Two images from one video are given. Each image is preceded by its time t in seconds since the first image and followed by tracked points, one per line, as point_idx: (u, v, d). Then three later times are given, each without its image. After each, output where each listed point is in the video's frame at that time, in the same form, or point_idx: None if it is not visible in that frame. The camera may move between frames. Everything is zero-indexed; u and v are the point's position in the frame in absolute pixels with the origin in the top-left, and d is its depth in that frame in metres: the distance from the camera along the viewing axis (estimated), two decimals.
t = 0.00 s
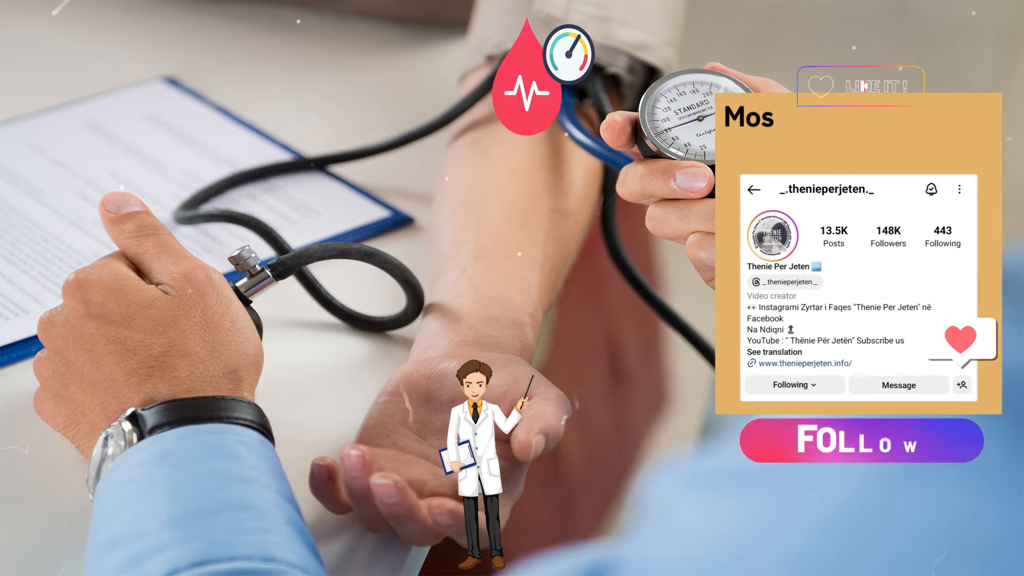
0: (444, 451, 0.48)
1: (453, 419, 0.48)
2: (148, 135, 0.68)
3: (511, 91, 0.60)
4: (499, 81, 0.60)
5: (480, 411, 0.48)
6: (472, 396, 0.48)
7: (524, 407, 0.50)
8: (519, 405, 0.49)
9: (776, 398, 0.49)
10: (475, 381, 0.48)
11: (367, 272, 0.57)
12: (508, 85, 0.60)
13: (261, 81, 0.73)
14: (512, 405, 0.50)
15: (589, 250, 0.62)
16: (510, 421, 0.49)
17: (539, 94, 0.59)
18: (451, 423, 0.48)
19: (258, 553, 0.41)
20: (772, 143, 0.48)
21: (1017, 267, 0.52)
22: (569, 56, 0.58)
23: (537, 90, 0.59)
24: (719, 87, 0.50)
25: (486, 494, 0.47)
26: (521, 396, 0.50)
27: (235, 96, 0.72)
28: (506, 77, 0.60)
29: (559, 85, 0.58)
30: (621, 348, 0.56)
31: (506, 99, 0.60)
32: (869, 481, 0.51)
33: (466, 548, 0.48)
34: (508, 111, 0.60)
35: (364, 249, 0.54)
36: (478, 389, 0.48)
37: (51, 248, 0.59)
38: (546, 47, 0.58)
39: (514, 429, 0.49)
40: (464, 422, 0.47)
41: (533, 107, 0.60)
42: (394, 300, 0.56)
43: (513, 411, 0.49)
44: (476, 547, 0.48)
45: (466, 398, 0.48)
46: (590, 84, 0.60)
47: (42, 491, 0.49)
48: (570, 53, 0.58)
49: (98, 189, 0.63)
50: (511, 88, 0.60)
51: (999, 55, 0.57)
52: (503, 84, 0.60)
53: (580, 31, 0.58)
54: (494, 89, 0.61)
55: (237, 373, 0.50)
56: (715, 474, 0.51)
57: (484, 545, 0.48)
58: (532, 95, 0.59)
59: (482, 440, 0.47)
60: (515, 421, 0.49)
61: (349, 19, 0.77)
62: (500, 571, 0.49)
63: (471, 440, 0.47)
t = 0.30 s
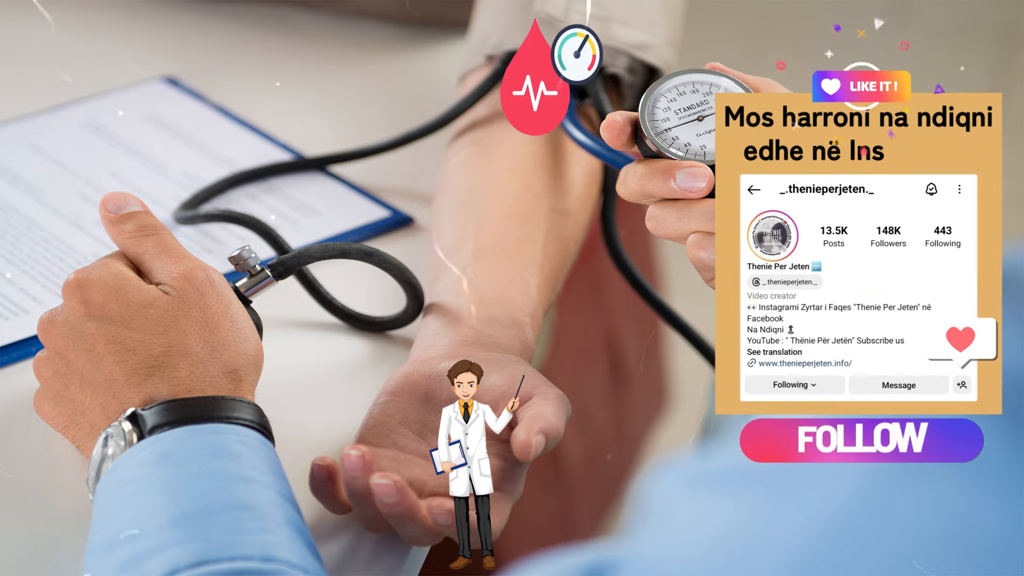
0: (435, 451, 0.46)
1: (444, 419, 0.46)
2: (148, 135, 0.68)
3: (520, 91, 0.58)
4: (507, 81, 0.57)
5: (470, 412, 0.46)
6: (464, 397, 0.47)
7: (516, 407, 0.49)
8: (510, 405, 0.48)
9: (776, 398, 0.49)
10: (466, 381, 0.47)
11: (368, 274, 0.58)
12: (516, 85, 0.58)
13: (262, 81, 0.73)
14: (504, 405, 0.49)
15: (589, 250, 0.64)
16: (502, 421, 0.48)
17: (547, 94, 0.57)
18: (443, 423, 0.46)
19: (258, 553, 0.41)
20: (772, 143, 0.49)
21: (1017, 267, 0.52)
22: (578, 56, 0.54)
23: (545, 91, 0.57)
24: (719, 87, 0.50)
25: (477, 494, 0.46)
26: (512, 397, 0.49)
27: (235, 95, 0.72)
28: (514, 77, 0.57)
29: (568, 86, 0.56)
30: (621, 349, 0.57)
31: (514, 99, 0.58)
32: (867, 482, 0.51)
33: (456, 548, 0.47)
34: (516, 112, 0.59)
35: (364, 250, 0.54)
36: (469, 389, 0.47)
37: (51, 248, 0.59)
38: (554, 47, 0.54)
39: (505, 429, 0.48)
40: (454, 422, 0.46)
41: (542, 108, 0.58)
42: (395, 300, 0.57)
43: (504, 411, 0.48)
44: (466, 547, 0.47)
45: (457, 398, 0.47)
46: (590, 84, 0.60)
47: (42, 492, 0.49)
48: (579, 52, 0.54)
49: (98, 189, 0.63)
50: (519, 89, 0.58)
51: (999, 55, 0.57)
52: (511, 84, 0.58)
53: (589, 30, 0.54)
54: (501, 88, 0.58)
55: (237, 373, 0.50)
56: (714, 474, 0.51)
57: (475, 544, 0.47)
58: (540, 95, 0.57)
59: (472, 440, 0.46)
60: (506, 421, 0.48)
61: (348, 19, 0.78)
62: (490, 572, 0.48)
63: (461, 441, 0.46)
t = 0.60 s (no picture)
0: (426, 452, 0.47)
1: (435, 418, 0.47)
2: (148, 134, 0.68)
3: (528, 91, 0.57)
4: (515, 81, 0.57)
5: (462, 411, 0.47)
6: (454, 396, 0.48)
7: (506, 407, 0.49)
8: (501, 405, 0.49)
9: (776, 398, 0.49)
10: (457, 381, 0.48)
11: (369, 274, 0.58)
12: (524, 85, 0.57)
13: (262, 81, 0.73)
14: (495, 405, 0.49)
15: (589, 250, 0.63)
16: (492, 421, 0.48)
17: (556, 94, 0.57)
18: (434, 423, 0.47)
19: (258, 553, 0.41)
20: (772, 143, 0.49)
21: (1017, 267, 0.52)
22: (586, 57, 0.54)
23: (554, 90, 0.57)
24: (719, 87, 0.50)
25: (468, 494, 0.47)
26: (502, 397, 0.49)
27: (235, 95, 0.72)
28: (522, 77, 0.57)
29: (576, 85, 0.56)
30: (620, 349, 0.56)
31: (522, 99, 0.58)
32: (867, 482, 0.51)
33: (447, 548, 0.47)
34: (524, 111, 0.58)
35: (364, 249, 0.54)
36: (460, 389, 0.48)
37: (51, 248, 0.59)
38: (562, 47, 0.55)
39: (496, 429, 0.48)
40: (445, 422, 0.47)
41: (550, 108, 0.58)
42: (394, 300, 0.57)
43: (495, 411, 0.48)
44: (457, 546, 0.47)
45: (448, 398, 0.48)
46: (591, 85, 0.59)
47: (42, 492, 0.49)
48: (587, 52, 0.54)
49: (99, 189, 0.63)
50: (527, 88, 0.57)
51: (999, 55, 0.57)
52: (519, 84, 0.57)
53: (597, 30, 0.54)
54: (510, 88, 0.58)
55: (237, 373, 0.50)
56: (715, 474, 0.51)
57: (465, 544, 0.47)
58: (548, 96, 0.57)
59: (464, 440, 0.47)
60: (497, 421, 0.48)
61: (349, 19, 0.79)
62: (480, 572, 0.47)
63: (452, 440, 0.47)
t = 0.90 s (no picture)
0: (417, 451, 0.47)
1: (426, 418, 0.48)
2: (147, 134, 0.68)
3: (536, 91, 0.58)
4: (524, 81, 0.59)
5: (453, 411, 0.48)
6: (445, 396, 0.48)
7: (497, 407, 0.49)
8: (493, 405, 0.49)
9: (776, 398, 0.49)
10: (448, 381, 0.49)
11: (369, 274, 0.57)
12: (533, 85, 0.59)
13: (262, 82, 0.73)
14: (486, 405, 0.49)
15: (589, 251, 0.62)
16: (483, 421, 0.48)
17: (564, 95, 0.58)
18: (425, 423, 0.48)
19: (258, 553, 0.41)
20: (772, 143, 0.49)
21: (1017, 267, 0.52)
22: (594, 56, 0.56)
23: (562, 90, 0.58)
24: (719, 87, 0.50)
25: (459, 494, 0.47)
26: (494, 396, 0.50)
27: (235, 96, 0.73)
28: (531, 77, 0.58)
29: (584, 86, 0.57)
30: (621, 349, 0.56)
31: (531, 99, 0.59)
32: (868, 482, 0.51)
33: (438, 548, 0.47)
34: (533, 112, 0.59)
35: (365, 250, 0.54)
36: (451, 389, 0.48)
37: (51, 248, 0.59)
38: (571, 48, 0.56)
39: (487, 429, 0.48)
40: (436, 422, 0.47)
41: (558, 107, 0.58)
42: (395, 300, 0.57)
43: (486, 411, 0.49)
44: (449, 546, 0.47)
45: (439, 398, 0.48)
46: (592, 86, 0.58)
47: (41, 492, 0.49)
48: (595, 52, 0.56)
49: (98, 189, 0.63)
50: (536, 89, 0.59)
51: (1000, 54, 0.57)
52: (527, 84, 0.59)
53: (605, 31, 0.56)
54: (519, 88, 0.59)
55: (237, 373, 0.49)
56: (715, 474, 0.51)
57: (457, 545, 0.47)
58: (556, 96, 0.58)
59: (455, 440, 0.47)
60: (488, 421, 0.48)
61: (349, 19, 0.78)
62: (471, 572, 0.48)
63: (443, 440, 0.47)
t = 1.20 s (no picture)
0: (408, 451, 0.48)
1: (417, 419, 0.48)
2: (147, 134, 0.68)
3: (545, 91, 0.58)
4: (532, 81, 0.58)
5: (443, 412, 0.48)
6: (436, 397, 0.48)
7: (488, 407, 0.49)
8: (483, 405, 0.49)
9: (776, 398, 0.49)
10: (439, 381, 0.49)
11: (368, 274, 0.57)
12: (541, 85, 0.58)
13: (262, 82, 0.73)
14: (477, 404, 0.49)
15: (589, 250, 0.63)
16: (474, 421, 0.48)
17: (572, 95, 0.58)
18: (416, 423, 0.48)
19: (258, 553, 0.41)
20: (772, 143, 0.49)
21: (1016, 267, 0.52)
22: (602, 57, 0.55)
23: (570, 90, 0.57)
24: (719, 87, 0.50)
25: (450, 494, 0.47)
26: (484, 397, 0.49)
27: (235, 96, 0.72)
28: (539, 77, 0.58)
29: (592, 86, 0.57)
30: (621, 349, 0.57)
31: (540, 99, 0.58)
32: (868, 482, 0.51)
33: (429, 547, 0.47)
34: (541, 112, 0.59)
35: (364, 249, 0.54)
36: (441, 389, 0.49)
37: (51, 248, 0.59)
38: (578, 48, 0.56)
39: (477, 429, 0.48)
40: (427, 422, 0.48)
41: (566, 108, 0.58)
42: (395, 300, 0.57)
43: (477, 411, 0.49)
44: (440, 546, 0.47)
45: (430, 398, 0.48)
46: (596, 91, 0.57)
47: (42, 493, 0.49)
48: (603, 53, 0.55)
49: (98, 189, 0.63)
50: (544, 89, 0.58)
51: (1001, 54, 0.57)
52: (536, 84, 0.58)
53: (614, 30, 0.55)
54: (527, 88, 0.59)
55: (237, 373, 0.50)
56: (715, 474, 0.51)
57: (447, 545, 0.47)
58: (565, 96, 0.58)
59: (446, 440, 0.47)
60: (478, 421, 0.48)
61: (347, 18, 0.77)
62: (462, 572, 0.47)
63: (434, 441, 0.47)
